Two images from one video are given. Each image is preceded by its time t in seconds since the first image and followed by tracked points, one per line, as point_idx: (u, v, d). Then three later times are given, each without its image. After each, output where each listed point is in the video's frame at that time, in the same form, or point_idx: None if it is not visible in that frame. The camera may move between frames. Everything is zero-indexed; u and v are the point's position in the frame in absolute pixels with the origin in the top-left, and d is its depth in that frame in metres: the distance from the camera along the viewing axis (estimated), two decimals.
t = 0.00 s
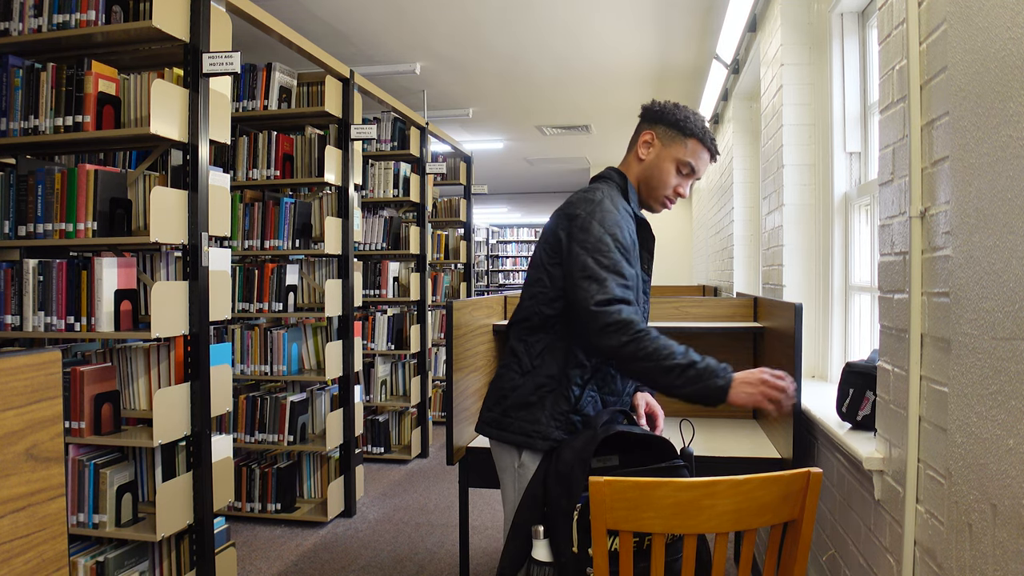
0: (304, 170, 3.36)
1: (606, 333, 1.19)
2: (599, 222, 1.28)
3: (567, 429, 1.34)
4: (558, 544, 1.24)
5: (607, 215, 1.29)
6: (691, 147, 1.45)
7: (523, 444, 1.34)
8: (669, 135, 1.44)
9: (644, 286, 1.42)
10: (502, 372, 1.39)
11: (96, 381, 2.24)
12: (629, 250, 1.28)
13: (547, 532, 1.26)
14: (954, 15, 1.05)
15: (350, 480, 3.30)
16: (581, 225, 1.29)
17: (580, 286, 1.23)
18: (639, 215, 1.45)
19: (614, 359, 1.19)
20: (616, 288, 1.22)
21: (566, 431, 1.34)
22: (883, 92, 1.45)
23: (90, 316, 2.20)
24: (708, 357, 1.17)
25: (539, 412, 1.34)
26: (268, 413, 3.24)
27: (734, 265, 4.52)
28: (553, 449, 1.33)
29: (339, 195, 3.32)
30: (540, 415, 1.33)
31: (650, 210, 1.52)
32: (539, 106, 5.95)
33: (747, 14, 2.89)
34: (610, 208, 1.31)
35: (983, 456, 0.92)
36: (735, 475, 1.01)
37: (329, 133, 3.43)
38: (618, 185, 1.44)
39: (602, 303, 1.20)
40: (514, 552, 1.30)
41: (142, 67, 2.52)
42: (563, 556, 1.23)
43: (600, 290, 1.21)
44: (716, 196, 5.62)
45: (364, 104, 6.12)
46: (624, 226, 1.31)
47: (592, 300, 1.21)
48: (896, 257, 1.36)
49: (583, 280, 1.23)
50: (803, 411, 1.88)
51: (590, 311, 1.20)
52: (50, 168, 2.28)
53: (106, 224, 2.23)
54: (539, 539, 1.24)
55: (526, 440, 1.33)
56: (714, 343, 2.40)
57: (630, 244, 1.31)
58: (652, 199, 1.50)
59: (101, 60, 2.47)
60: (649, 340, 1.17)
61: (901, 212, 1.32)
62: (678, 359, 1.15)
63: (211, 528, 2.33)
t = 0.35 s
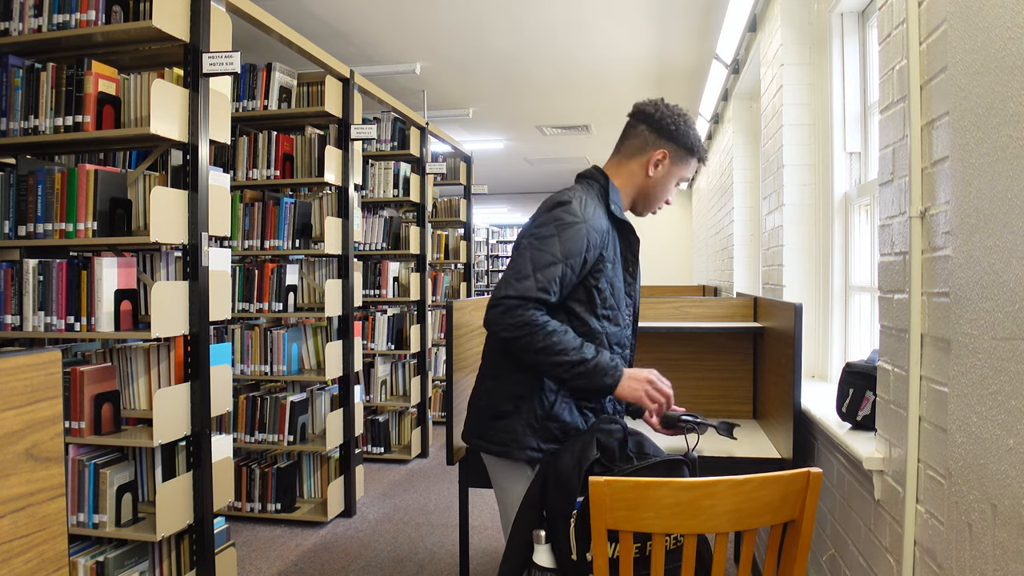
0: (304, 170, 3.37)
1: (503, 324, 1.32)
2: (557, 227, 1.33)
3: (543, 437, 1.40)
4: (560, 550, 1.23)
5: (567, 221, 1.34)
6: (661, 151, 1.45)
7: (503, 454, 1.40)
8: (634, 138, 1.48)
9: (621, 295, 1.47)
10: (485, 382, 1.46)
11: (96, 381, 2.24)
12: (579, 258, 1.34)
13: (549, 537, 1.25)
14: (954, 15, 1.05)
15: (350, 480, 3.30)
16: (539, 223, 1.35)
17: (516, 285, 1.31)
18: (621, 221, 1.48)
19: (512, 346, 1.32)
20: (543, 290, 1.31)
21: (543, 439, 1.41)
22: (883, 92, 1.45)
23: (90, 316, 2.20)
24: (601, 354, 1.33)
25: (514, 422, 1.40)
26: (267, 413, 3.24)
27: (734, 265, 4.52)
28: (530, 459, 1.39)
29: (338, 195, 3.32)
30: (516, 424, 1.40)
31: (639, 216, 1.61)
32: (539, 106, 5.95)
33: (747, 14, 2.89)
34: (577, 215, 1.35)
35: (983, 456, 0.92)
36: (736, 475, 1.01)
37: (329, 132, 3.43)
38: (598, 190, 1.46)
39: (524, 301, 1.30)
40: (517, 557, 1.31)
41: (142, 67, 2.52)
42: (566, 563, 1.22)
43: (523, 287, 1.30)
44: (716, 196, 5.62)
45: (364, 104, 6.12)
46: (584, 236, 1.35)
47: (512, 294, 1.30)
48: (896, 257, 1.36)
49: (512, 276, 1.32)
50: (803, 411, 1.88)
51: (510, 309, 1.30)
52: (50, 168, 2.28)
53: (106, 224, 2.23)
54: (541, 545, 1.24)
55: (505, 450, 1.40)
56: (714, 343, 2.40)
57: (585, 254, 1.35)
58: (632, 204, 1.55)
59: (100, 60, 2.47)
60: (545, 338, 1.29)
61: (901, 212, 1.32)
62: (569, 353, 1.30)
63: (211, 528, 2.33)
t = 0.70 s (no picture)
0: (304, 170, 3.37)
1: (511, 298, 1.37)
2: (569, 206, 1.41)
3: (530, 407, 1.47)
4: (556, 543, 1.25)
5: (579, 202, 1.41)
6: (665, 159, 1.53)
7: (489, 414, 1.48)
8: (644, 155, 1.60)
9: (625, 285, 1.51)
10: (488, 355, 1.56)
11: (96, 381, 2.24)
12: (587, 237, 1.40)
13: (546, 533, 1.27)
14: (954, 15, 1.05)
15: (350, 480, 3.30)
16: (553, 204, 1.43)
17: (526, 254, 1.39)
18: (634, 220, 1.54)
19: (509, 322, 1.38)
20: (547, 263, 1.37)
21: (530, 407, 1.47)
22: (883, 92, 1.45)
23: (90, 316, 2.20)
24: (575, 364, 1.33)
25: (505, 386, 1.48)
26: (267, 413, 3.24)
27: (734, 265, 4.52)
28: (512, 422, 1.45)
29: (339, 195, 3.32)
30: (506, 390, 1.48)
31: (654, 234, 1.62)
32: (539, 106, 5.95)
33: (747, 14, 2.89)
34: (590, 198, 1.43)
35: (983, 456, 0.92)
36: (737, 475, 1.01)
37: (329, 132, 3.42)
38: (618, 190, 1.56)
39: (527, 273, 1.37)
40: (514, 551, 1.33)
41: (143, 67, 2.52)
42: (561, 556, 1.24)
43: (527, 259, 1.37)
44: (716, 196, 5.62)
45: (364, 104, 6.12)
46: (593, 217, 1.42)
47: (518, 264, 1.38)
48: (896, 257, 1.36)
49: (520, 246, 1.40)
50: (803, 411, 1.88)
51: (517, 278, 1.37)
52: (50, 168, 2.28)
53: (106, 224, 2.23)
54: (537, 541, 1.26)
55: (491, 413, 1.48)
56: (714, 343, 2.40)
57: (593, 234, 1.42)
58: (643, 217, 1.59)
59: (100, 60, 2.47)
60: (535, 322, 1.34)
61: (901, 212, 1.32)
62: (546, 348, 1.32)
63: (211, 528, 2.33)
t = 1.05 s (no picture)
0: (304, 170, 3.37)
1: (514, 339, 1.34)
2: (561, 228, 1.37)
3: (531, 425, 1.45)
4: (551, 541, 1.29)
5: (570, 222, 1.38)
6: (649, 145, 1.46)
7: (490, 434, 1.47)
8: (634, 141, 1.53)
9: (622, 294, 1.49)
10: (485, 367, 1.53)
11: (96, 381, 2.24)
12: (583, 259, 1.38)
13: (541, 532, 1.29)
14: (954, 15, 1.05)
15: (350, 480, 3.30)
16: (543, 226, 1.39)
17: (524, 290, 1.36)
18: (626, 223, 1.51)
19: (512, 362, 1.35)
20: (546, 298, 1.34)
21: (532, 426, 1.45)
22: (883, 92, 1.45)
23: (90, 316, 2.19)
24: (580, 410, 1.32)
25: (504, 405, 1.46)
26: (267, 413, 3.24)
27: (734, 265, 4.52)
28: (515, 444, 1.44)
29: (338, 195, 3.32)
30: (505, 409, 1.46)
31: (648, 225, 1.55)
32: (539, 106, 5.95)
33: (747, 14, 2.89)
34: (580, 215, 1.39)
35: (983, 456, 0.92)
36: (736, 475, 1.01)
37: (329, 132, 3.42)
38: (608, 191, 1.51)
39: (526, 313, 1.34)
40: (513, 553, 1.35)
41: (143, 67, 2.52)
42: (556, 554, 1.27)
43: (525, 298, 1.35)
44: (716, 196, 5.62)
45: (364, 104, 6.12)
46: (586, 237, 1.38)
47: (519, 305, 1.35)
48: (896, 257, 1.36)
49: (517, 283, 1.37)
50: (802, 411, 1.88)
51: (517, 318, 1.35)
52: (50, 168, 2.28)
53: (106, 224, 2.23)
54: (533, 540, 1.28)
55: (493, 432, 1.46)
56: (714, 343, 2.40)
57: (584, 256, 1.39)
58: (633, 208, 1.53)
59: (100, 60, 2.47)
60: (540, 364, 1.32)
61: (901, 212, 1.32)
62: (553, 393, 1.30)
63: (211, 528, 2.33)
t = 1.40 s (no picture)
0: (304, 170, 3.37)
1: (534, 316, 1.38)
2: (568, 217, 1.45)
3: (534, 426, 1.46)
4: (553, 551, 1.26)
5: (576, 211, 1.46)
6: (630, 156, 1.61)
7: (519, 442, 1.45)
8: (604, 146, 1.62)
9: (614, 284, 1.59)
10: (485, 378, 1.52)
11: (96, 381, 2.24)
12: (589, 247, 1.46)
13: (559, 567, 1.14)
14: (954, 15, 1.05)
15: (350, 480, 3.30)
16: (550, 214, 1.45)
17: (539, 274, 1.40)
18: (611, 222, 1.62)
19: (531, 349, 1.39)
20: (566, 300, 1.39)
21: (558, 422, 1.48)
22: (883, 92, 1.45)
23: (90, 316, 2.19)
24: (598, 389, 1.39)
25: (529, 409, 1.46)
26: (267, 413, 3.24)
27: (734, 265, 4.52)
28: (548, 444, 1.45)
29: (338, 195, 3.32)
30: (505, 407, 1.48)
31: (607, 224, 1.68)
32: (539, 106, 5.96)
33: (747, 15, 2.89)
34: (580, 204, 1.48)
35: (983, 456, 0.92)
36: (736, 475, 1.01)
37: (329, 133, 3.43)
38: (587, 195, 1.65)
39: (548, 320, 1.38)
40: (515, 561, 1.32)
41: (143, 67, 2.52)
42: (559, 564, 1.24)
43: (545, 305, 1.38)
44: (716, 196, 5.62)
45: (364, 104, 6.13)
46: (590, 226, 1.48)
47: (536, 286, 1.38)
48: (896, 257, 1.36)
49: (534, 296, 1.38)
50: (803, 411, 1.88)
51: (533, 301, 1.39)
52: (50, 168, 2.28)
53: (106, 224, 2.23)
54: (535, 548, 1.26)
55: (520, 438, 1.45)
56: (714, 343, 2.40)
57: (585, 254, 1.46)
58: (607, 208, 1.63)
59: (100, 60, 2.47)
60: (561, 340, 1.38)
61: (901, 212, 1.32)
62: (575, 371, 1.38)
63: (211, 528, 2.33)
